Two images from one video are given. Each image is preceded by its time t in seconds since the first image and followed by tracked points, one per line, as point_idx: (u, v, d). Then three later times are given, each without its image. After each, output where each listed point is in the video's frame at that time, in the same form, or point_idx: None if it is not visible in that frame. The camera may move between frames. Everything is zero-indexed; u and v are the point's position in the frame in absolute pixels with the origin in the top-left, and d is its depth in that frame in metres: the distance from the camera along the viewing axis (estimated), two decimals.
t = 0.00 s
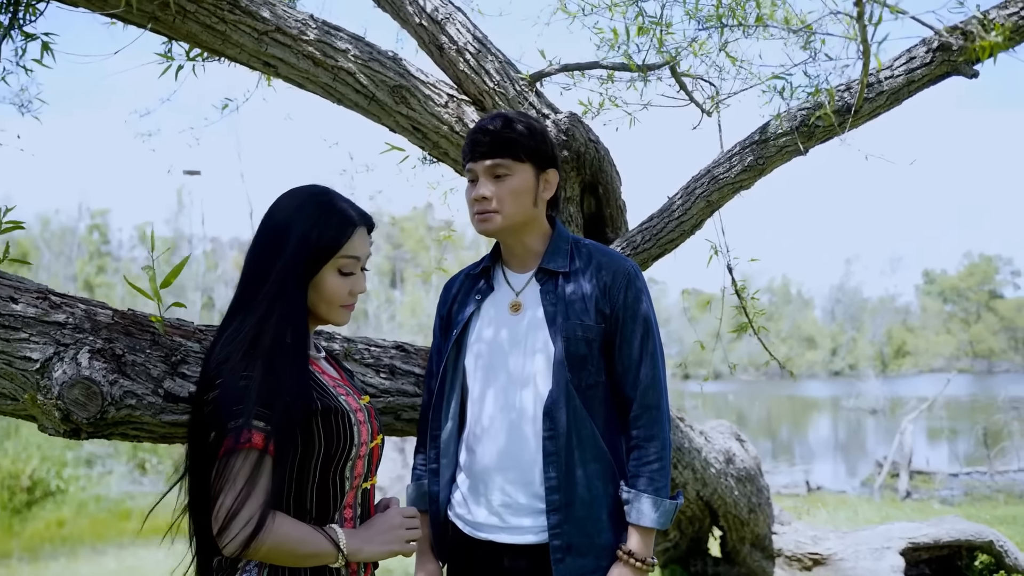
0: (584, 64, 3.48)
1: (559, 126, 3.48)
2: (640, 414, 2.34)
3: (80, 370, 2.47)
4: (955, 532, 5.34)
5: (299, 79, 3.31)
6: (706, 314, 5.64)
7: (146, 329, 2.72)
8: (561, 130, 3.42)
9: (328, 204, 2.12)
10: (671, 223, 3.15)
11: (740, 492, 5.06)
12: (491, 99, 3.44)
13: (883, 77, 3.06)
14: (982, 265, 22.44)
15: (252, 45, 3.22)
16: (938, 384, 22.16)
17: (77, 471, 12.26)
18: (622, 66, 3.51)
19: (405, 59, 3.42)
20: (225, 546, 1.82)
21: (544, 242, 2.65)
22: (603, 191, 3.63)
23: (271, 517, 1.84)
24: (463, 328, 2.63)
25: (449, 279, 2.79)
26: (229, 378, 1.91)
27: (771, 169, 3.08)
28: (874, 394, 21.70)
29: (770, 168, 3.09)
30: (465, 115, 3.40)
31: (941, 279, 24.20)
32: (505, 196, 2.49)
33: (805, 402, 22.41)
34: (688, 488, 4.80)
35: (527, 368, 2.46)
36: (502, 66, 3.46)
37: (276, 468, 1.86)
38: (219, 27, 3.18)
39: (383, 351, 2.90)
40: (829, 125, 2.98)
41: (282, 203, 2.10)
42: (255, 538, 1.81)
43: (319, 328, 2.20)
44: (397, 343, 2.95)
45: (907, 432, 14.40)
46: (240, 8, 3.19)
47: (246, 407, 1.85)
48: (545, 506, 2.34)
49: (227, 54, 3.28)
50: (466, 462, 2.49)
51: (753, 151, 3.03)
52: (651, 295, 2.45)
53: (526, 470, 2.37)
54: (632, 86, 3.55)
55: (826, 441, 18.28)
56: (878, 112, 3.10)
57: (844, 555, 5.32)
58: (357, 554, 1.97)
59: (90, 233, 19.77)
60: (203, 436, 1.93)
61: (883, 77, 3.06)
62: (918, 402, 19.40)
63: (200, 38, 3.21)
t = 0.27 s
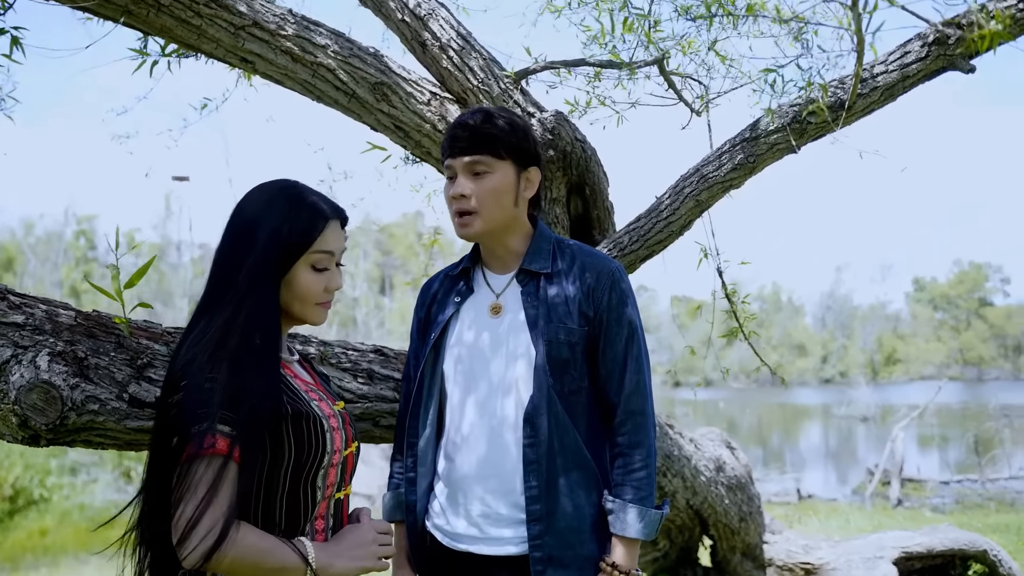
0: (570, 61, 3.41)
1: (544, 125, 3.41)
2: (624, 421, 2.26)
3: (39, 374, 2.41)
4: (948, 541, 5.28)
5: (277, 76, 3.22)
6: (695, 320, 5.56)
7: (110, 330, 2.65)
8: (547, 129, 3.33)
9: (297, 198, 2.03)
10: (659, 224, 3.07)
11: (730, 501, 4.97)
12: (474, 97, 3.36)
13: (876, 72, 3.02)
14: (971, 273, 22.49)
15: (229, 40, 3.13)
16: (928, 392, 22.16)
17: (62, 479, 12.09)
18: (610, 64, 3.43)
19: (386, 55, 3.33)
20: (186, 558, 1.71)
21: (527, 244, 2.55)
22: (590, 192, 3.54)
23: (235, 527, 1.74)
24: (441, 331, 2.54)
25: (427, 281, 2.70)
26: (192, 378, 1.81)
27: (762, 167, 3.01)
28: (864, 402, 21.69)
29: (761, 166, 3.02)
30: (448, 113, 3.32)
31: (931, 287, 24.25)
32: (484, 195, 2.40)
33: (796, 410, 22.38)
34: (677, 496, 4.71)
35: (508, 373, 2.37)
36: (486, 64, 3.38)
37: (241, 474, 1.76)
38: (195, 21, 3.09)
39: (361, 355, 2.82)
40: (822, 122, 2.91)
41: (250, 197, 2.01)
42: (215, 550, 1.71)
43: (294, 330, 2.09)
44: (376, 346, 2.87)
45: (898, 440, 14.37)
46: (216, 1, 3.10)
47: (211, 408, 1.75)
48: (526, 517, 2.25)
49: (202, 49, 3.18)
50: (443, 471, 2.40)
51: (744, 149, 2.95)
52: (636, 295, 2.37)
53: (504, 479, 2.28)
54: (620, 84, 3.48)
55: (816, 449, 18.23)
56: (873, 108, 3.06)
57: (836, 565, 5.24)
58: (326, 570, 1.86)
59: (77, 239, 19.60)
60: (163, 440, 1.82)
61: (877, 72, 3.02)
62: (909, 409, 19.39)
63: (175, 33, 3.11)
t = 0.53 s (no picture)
0: (555, 60, 3.32)
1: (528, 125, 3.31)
2: (607, 426, 2.25)
3: None
4: (941, 552, 5.20)
5: (252, 73, 3.13)
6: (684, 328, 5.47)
7: (69, 333, 2.67)
8: (531, 129, 3.24)
9: (261, 191, 1.95)
10: (645, 224, 3.04)
11: (720, 512, 4.88)
12: (456, 96, 3.27)
13: (869, 66, 2.96)
14: (960, 284, 22.52)
15: (202, 36, 3.04)
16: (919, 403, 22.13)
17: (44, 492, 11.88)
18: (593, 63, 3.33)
19: (365, 53, 3.25)
20: (137, 567, 1.61)
21: (504, 242, 2.57)
22: (575, 195, 3.45)
23: (190, 535, 1.64)
24: (416, 333, 2.53)
25: (401, 281, 2.70)
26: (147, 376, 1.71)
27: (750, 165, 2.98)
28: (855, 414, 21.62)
29: (749, 164, 2.99)
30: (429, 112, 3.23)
31: (921, 299, 24.27)
32: (461, 191, 2.44)
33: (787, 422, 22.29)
34: (666, 508, 4.60)
35: (486, 376, 2.35)
36: (469, 62, 3.29)
37: (197, 478, 1.66)
38: (166, 16, 3.00)
39: (335, 360, 2.78)
40: (812, 116, 2.91)
41: (212, 190, 1.93)
42: (168, 559, 1.61)
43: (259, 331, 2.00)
44: (351, 352, 2.84)
45: (889, 451, 14.29)
46: None
47: (166, 408, 1.65)
48: (503, 528, 2.21)
49: (175, 45, 3.09)
50: (418, 479, 2.36)
51: (731, 145, 2.93)
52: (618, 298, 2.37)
53: (480, 486, 2.25)
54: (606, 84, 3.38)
55: (808, 461, 18.14)
56: (865, 103, 3.00)
57: None
58: None
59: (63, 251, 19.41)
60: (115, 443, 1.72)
61: (869, 66, 2.96)
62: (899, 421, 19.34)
63: (146, 28, 3.02)
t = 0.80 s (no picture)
0: (538, 62, 3.23)
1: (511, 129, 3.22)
2: (588, 437, 2.18)
3: None
4: (935, 567, 5.10)
5: (226, 74, 3.05)
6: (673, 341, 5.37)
7: (21, 338, 2.61)
8: (513, 133, 3.15)
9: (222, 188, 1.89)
10: (629, 229, 3.00)
11: (710, 527, 4.77)
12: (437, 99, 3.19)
13: (860, 63, 2.91)
14: (950, 298, 22.54)
15: (175, 35, 2.95)
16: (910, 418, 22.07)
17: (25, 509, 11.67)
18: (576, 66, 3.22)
19: (344, 55, 3.17)
20: None
21: (482, 245, 2.55)
22: (559, 201, 3.36)
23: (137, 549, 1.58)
24: (390, 340, 2.52)
25: (376, 286, 2.72)
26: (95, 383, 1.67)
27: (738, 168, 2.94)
28: (846, 429, 21.54)
29: (737, 165, 2.96)
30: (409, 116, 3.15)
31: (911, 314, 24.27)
32: (436, 192, 2.41)
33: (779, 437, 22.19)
34: (655, 523, 4.47)
35: (464, 383, 2.31)
36: (450, 65, 3.21)
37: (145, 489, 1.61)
38: (137, 14, 2.91)
39: (307, 371, 2.80)
40: (800, 115, 2.90)
41: (171, 185, 1.87)
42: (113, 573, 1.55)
43: (217, 337, 1.93)
44: (323, 361, 2.87)
45: (880, 466, 14.20)
46: None
47: (114, 416, 1.61)
48: (479, 543, 2.15)
49: (146, 45, 3.00)
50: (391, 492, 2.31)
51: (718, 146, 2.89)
52: (600, 303, 2.31)
53: (454, 500, 2.19)
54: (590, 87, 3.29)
55: (799, 476, 18.03)
56: (855, 102, 2.95)
57: None
58: None
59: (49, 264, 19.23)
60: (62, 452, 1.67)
61: (861, 63, 2.91)
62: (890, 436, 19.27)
63: (117, 27, 2.94)
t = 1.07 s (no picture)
0: (522, 72, 3.14)
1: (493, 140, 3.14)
2: (566, 457, 2.11)
3: None
4: None
5: (200, 82, 2.99)
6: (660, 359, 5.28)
7: None
8: (495, 143, 3.07)
9: (179, 197, 1.89)
10: (612, 242, 2.95)
11: (699, 548, 4.66)
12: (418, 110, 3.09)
13: (849, 69, 2.86)
14: (942, 316, 22.53)
15: (146, 41, 2.91)
16: (903, 436, 21.98)
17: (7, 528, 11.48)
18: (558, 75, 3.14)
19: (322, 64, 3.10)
20: None
21: (458, 256, 2.49)
22: (543, 214, 3.27)
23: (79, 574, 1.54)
24: (362, 355, 2.46)
25: (349, 299, 2.66)
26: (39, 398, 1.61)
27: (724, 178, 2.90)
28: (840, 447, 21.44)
29: (723, 175, 2.91)
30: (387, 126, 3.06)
31: (903, 333, 24.26)
32: (410, 201, 2.36)
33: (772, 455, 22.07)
34: (642, 545, 4.33)
35: (438, 401, 2.26)
36: (431, 74, 3.13)
37: (88, 512, 1.56)
38: (108, 20, 2.88)
39: (278, 390, 2.98)
40: (787, 123, 2.86)
41: (127, 194, 1.87)
42: None
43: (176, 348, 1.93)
44: (296, 380, 3.05)
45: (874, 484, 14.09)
46: None
47: (57, 432, 1.56)
48: (451, 566, 2.12)
49: (118, 51, 2.97)
50: (362, 514, 2.27)
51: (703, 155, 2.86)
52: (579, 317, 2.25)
53: (426, 522, 2.16)
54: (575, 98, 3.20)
55: (792, 494, 17.91)
56: (844, 109, 2.89)
57: None
58: None
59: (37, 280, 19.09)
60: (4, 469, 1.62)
61: (850, 69, 2.86)
62: (884, 454, 19.17)
63: (88, 34, 2.91)
